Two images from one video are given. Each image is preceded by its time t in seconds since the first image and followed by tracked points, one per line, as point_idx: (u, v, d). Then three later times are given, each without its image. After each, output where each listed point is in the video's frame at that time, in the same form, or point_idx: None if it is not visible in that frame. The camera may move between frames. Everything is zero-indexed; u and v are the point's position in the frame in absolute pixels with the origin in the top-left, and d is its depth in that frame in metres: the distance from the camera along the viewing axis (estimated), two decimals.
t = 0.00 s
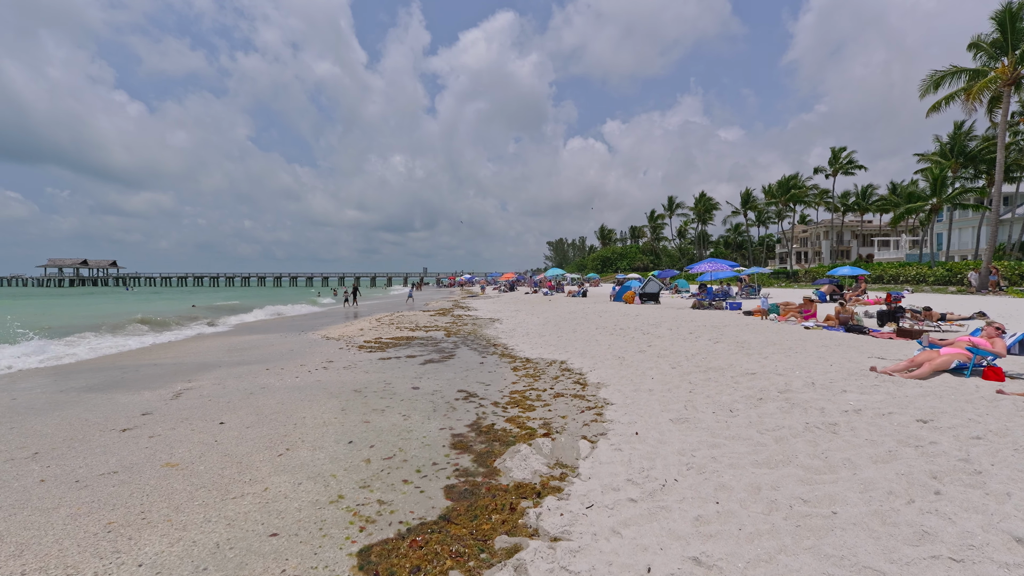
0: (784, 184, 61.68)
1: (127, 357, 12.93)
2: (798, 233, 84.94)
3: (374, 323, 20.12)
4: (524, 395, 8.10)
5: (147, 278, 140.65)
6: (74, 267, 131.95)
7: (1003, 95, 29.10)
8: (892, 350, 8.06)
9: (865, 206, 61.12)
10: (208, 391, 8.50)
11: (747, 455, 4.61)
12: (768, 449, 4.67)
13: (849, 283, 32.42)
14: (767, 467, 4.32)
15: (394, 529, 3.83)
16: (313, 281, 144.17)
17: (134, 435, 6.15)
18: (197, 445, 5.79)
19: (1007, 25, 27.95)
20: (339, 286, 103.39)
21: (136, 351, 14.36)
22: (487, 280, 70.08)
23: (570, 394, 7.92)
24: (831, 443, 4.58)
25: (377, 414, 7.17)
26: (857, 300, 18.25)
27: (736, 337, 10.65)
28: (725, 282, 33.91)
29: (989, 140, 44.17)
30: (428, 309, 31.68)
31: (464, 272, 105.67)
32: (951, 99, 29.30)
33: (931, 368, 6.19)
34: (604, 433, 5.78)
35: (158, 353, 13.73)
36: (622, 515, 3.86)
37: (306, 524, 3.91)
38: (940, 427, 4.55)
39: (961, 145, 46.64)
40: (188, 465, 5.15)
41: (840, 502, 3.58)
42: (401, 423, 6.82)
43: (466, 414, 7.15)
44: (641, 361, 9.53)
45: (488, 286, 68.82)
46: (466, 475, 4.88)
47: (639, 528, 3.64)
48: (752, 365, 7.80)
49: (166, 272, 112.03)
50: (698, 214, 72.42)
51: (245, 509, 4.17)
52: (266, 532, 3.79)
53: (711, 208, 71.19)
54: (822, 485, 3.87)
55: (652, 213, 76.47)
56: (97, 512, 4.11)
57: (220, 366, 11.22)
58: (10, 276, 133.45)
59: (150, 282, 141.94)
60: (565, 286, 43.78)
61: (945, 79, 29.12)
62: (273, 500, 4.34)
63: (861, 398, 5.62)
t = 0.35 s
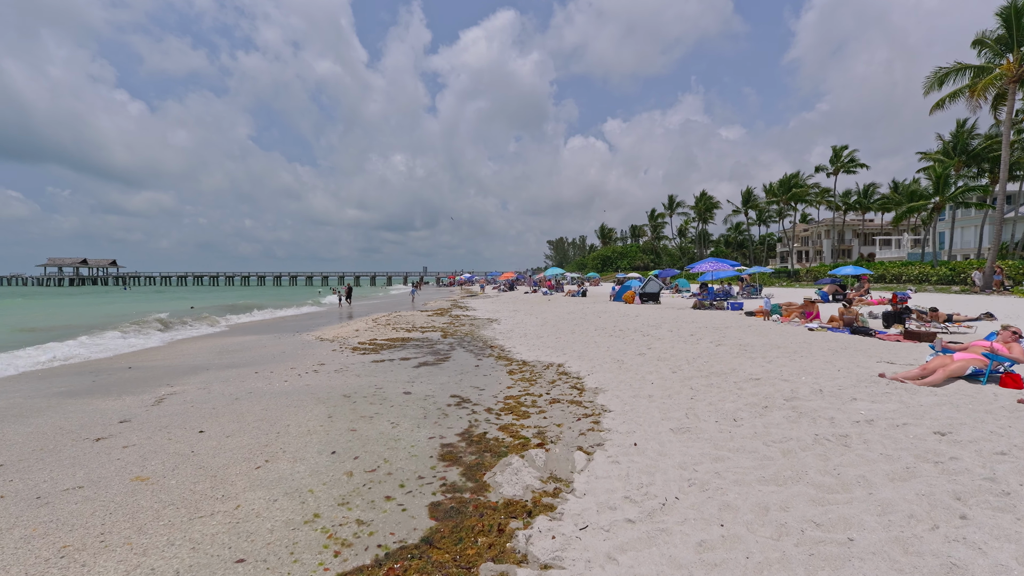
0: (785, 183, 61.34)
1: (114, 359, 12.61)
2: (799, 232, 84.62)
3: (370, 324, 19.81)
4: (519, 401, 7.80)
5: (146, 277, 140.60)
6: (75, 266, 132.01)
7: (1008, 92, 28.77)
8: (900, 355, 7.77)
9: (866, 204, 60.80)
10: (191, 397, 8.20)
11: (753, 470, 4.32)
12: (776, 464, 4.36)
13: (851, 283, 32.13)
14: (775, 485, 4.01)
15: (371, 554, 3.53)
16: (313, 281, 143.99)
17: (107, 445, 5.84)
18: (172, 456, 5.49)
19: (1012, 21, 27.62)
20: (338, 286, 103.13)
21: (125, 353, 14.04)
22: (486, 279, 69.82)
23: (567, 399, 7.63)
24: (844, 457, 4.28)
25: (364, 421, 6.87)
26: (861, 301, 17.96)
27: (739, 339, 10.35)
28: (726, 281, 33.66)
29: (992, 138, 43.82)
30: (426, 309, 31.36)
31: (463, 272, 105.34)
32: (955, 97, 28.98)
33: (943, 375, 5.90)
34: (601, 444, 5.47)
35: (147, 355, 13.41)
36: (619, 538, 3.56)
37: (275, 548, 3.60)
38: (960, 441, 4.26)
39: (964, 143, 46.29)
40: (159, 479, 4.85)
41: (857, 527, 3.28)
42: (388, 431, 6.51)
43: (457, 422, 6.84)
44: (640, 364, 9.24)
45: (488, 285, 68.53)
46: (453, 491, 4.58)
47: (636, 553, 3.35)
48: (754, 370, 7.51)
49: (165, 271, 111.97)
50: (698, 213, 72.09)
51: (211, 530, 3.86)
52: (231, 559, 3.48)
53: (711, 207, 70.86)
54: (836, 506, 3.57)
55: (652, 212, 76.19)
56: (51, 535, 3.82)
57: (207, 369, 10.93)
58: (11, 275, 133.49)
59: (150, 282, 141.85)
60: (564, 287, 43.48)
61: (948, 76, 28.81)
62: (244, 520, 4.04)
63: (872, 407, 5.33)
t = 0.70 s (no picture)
0: (786, 182, 60.96)
1: (102, 360, 12.28)
2: (800, 232, 84.27)
3: (367, 324, 19.47)
4: (517, 404, 7.44)
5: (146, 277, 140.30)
6: (74, 267, 131.78)
7: (1014, 90, 28.41)
8: (916, 356, 7.42)
9: (868, 204, 60.46)
10: (175, 400, 7.85)
11: (769, 482, 3.97)
12: (794, 475, 4.01)
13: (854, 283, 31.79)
14: (796, 498, 3.66)
15: None
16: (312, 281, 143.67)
17: (78, 452, 5.49)
18: (145, 465, 5.14)
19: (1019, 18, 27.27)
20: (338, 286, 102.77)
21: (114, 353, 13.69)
22: (487, 279, 69.52)
23: (567, 403, 7.28)
24: (868, 468, 3.93)
25: (353, 426, 6.51)
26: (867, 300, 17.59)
27: (745, 340, 10.01)
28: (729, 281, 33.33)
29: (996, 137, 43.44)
30: (425, 309, 31.04)
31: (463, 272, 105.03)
32: (960, 94, 28.62)
33: (966, 376, 5.57)
34: (603, 451, 5.13)
35: (136, 356, 13.06)
36: (624, 559, 3.20)
37: (243, 571, 3.25)
38: (996, 450, 3.91)
39: (966, 143, 45.93)
40: (127, 491, 4.50)
41: (890, 549, 2.93)
42: (378, 436, 6.16)
43: (451, 427, 6.49)
44: (643, 365, 8.89)
45: (489, 285, 68.21)
46: (443, 503, 4.22)
47: None
48: (763, 372, 7.16)
49: (164, 271, 111.67)
50: (699, 213, 71.74)
51: (176, 549, 3.51)
52: None
53: (712, 207, 70.51)
54: (865, 524, 3.22)
55: (653, 212, 75.88)
56: None
57: (196, 370, 10.57)
58: (10, 275, 133.23)
59: (149, 282, 141.55)
60: (565, 286, 43.13)
61: (953, 73, 28.44)
62: (213, 538, 3.68)
63: (894, 412, 4.98)
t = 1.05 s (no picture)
0: (788, 181, 60.53)
1: (85, 363, 11.82)
2: (801, 232, 83.85)
3: (363, 325, 19.03)
4: (514, 412, 7.02)
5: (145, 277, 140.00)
6: (74, 266, 131.48)
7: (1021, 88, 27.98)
8: (937, 362, 7.02)
9: (871, 204, 60.04)
10: (153, 408, 7.44)
11: (794, 507, 3.57)
12: (820, 499, 3.62)
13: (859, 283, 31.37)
14: (827, 528, 3.27)
15: None
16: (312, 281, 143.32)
17: (38, 468, 5.07)
18: (109, 482, 4.74)
19: None
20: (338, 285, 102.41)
21: (101, 356, 13.25)
22: (487, 279, 69.13)
23: (567, 411, 6.87)
24: (904, 493, 3.53)
25: (340, 436, 6.09)
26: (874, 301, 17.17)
27: (753, 343, 9.61)
28: (731, 281, 32.93)
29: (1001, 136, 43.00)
30: (424, 309, 30.64)
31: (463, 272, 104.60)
32: (967, 92, 28.19)
33: (999, 383, 5.15)
34: (607, 467, 4.73)
35: (121, 358, 12.61)
36: None
37: None
38: None
39: (970, 142, 45.43)
40: (83, 514, 4.09)
41: None
42: (364, 448, 5.75)
43: (442, 437, 6.08)
44: (648, 370, 8.48)
45: (489, 285, 67.82)
46: (430, 529, 3.81)
47: None
48: (775, 378, 6.75)
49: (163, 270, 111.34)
50: (700, 213, 71.31)
51: None
52: None
53: (714, 207, 70.09)
54: (910, 563, 2.82)
55: (654, 212, 75.47)
56: None
57: (180, 374, 10.16)
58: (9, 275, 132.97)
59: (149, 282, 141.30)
60: (565, 286, 42.70)
61: (959, 71, 28.01)
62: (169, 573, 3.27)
63: (925, 425, 4.58)
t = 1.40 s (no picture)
0: (789, 181, 60.07)
1: (63, 366, 11.38)
2: (802, 232, 83.42)
3: (356, 325, 18.61)
4: (506, 418, 6.62)
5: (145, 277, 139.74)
6: (74, 266, 131.24)
7: None
8: (955, 366, 6.61)
9: (873, 203, 59.63)
10: (124, 414, 7.05)
11: (811, 532, 3.18)
12: (841, 523, 3.23)
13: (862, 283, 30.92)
14: (851, 560, 2.87)
15: None
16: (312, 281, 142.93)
17: None
18: (58, 498, 4.33)
19: None
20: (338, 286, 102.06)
21: (81, 359, 12.79)
22: (487, 279, 68.82)
23: (562, 417, 6.48)
24: (934, 518, 3.13)
25: (318, 445, 5.69)
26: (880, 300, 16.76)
27: (757, 344, 9.21)
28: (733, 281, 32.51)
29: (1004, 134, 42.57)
30: (421, 309, 30.26)
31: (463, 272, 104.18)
32: (971, 89, 27.78)
33: None
34: (602, 482, 4.33)
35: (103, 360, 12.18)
36: None
37: None
38: None
39: (974, 140, 44.96)
40: (20, 536, 3.69)
41: None
42: (342, 458, 5.35)
43: (427, 447, 5.68)
44: (647, 373, 8.09)
45: (489, 286, 67.45)
46: (404, 555, 3.42)
47: None
48: (783, 383, 6.35)
49: (162, 271, 111.17)
50: (700, 212, 70.91)
51: None
52: None
53: (715, 206, 69.68)
54: None
55: (655, 211, 75.10)
56: None
57: (161, 377, 9.77)
58: (9, 275, 132.83)
59: (149, 282, 141.05)
60: (565, 286, 42.28)
61: (964, 67, 27.59)
62: None
63: (951, 437, 4.18)
